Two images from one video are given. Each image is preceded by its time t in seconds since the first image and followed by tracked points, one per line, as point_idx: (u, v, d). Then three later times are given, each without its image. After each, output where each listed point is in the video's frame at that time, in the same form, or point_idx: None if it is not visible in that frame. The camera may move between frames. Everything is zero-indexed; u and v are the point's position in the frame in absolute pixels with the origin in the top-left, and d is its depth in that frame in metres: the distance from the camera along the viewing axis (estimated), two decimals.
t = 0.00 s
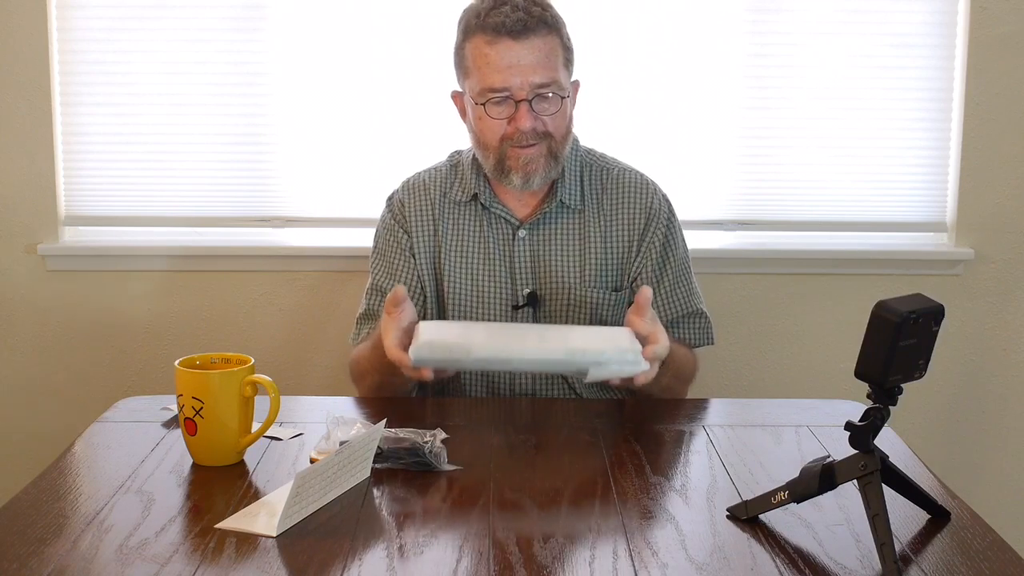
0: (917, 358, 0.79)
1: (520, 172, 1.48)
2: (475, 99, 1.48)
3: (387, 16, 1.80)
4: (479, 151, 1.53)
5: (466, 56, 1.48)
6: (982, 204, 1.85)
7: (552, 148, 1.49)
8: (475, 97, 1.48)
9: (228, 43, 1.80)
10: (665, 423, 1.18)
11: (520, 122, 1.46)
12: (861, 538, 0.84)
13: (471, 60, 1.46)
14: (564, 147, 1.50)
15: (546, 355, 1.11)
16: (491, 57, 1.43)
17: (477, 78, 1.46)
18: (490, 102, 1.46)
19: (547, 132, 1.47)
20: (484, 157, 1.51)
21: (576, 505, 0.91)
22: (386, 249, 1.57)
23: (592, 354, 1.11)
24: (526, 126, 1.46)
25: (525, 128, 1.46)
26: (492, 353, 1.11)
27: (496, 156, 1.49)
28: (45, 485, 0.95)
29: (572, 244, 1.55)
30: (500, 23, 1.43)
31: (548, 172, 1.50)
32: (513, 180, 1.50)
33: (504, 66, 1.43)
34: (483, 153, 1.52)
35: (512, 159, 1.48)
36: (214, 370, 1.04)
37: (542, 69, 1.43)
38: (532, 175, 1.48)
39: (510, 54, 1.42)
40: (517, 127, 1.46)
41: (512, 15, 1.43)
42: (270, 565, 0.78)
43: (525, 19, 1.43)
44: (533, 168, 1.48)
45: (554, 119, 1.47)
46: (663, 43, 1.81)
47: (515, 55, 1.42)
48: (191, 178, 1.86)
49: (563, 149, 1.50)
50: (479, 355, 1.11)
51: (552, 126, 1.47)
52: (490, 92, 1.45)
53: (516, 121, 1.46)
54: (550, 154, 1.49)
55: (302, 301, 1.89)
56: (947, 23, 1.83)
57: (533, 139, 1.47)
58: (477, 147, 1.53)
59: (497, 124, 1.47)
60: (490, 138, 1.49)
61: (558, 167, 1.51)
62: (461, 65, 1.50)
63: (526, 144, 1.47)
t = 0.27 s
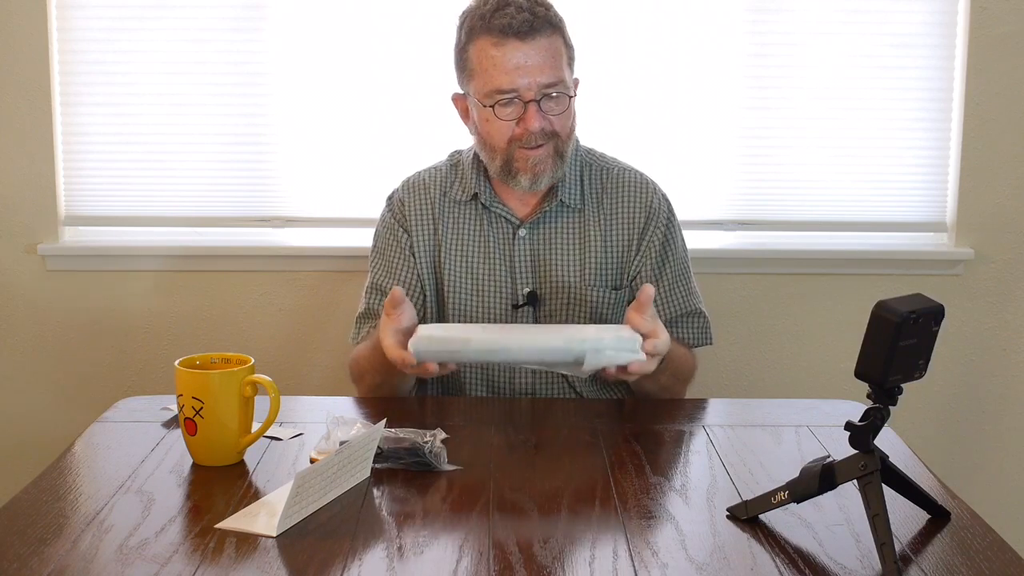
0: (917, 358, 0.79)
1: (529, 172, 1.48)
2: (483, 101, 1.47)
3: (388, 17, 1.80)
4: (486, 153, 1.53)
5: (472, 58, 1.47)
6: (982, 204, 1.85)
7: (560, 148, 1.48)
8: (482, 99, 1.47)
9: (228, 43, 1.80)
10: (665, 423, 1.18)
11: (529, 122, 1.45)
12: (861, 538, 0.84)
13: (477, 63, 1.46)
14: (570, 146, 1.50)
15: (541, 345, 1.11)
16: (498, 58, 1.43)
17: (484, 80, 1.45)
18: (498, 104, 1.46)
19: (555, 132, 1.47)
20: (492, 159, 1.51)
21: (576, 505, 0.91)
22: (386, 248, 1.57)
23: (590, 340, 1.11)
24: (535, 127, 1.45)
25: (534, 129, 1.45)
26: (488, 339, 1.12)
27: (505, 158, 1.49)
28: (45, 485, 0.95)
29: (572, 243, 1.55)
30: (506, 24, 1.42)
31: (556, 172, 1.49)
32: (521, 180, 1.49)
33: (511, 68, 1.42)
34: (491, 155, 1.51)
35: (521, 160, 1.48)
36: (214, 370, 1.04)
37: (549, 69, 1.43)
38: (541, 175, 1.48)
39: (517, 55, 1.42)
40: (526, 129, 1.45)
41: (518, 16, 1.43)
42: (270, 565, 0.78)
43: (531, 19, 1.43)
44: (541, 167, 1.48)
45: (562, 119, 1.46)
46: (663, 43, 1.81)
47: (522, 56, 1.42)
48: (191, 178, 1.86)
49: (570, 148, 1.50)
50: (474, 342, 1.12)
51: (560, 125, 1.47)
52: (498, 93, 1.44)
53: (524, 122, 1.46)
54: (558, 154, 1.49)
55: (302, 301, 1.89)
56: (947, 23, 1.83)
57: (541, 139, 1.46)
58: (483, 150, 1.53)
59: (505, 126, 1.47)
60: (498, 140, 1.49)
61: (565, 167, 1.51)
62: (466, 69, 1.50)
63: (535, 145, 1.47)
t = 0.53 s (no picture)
0: (917, 358, 0.79)
1: (529, 173, 1.48)
2: (483, 103, 1.47)
3: (388, 17, 1.80)
4: (487, 154, 1.53)
5: (472, 59, 1.47)
6: (982, 204, 1.85)
7: (561, 149, 1.48)
8: (483, 100, 1.47)
9: (228, 43, 1.80)
10: (665, 422, 1.18)
11: (529, 124, 1.45)
12: (861, 538, 0.84)
13: (478, 64, 1.46)
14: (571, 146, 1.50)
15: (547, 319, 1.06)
16: (498, 60, 1.43)
17: (484, 81, 1.45)
18: (499, 105, 1.46)
19: (556, 133, 1.47)
20: (493, 160, 1.51)
21: (575, 505, 0.91)
22: (386, 248, 1.56)
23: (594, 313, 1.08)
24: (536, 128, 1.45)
25: (535, 130, 1.45)
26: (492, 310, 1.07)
27: (506, 159, 1.49)
28: (45, 485, 0.95)
29: (572, 242, 1.55)
30: (506, 25, 1.42)
31: (557, 173, 1.50)
32: (522, 181, 1.49)
33: (512, 69, 1.43)
34: (492, 156, 1.51)
35: (522, 161, 1.48)
36: (214, 370, 1.04)
37: (549, 70, 1.43)
38: (542, 176, 1.48)
39: (518, 55, 1.42)
40: (527, 130, 1.45)
41: (518, 17, 1.43)
42: (270, 565, 0.78)
43: (531, 20, 1.42)
44: (542, 168, 1.48)
45: (562, 119, 1.46)
46: (663, 43, 1.81)
47: (523, 58, 1.42)
48: (191, 178, 1.86)
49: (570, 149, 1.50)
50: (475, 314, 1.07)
51: (561, 126, 1.47)
52: (498, 94, 1.44)
53: (525, 123, 1.45)
54: (559, 154, 1.49)
55: (302, 301, 1.89)
56: (947, 23, 1.83)
57: (542, 140, 1.46)
58: (484, 151, 1.53)
59: (506, 127, 1.47)
60: (499, 141, 1.49)
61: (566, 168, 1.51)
62: (466, 70, 1.50)
63: (536, 146, 1.47)
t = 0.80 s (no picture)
0: (917, 358, 0.79)
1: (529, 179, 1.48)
2: (483, 109, 1.47)
3: (388, 17, 1.80)
4: (487, 160, 1.53)
5: (472, 65, 1.47)
6: (982, 204, 1.85)
7: (561, 155, 1.48)
8: (482, 106, 1.47)
9: (228, 43, 1.80)
10: (665, 422, 1.18)
11: (529, 130, 1.45)
12: (861, 538, 0.84)
13: (477, 69, 1.46)
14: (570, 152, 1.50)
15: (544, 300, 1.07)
16: (498, 65, 1.43)
17: (484, 88, 1.45)
18: (498, 111, 1.45)
19: (556, 140, 1.47)
20: (493, 165, 1.51)
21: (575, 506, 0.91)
22: (385, 249, 1.56)
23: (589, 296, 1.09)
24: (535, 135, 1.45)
25: (534, 136, 1.45)
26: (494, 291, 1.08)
27: (506, 165, 1.49)
28: (45, 485, 0.95)
29: (571, 242, 1.55)
30: (506, 31, 1.42)
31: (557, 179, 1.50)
32: (522, 187, 1.50)
33: (512, 75, 1.42)
34: (492, 162, 1.51)
35: (522, 167, 1.48)
36: (214, 370, 1.04)
37: (549, 76, 1.43)
38: (542, 182, 1.49)
39: (517, 62, 1.42)
40: (527, 136, 1.45)
41: (518, 23, 1.43)
42: (270, 565, 0.78)
43: (531, 26, 1.42)
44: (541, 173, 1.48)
45: (562, 126, 1.46)
46: (663, 43, 1.81)
47: (523, 64, 1.42)
48: (191, 178, 1.86)
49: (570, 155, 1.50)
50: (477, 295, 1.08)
51: (560, 133, 1.47)
52: (498, 101, 1.44)
53: (524, 130, 1.45)
54: (558, 161, 1.49)
55: (302, 302, 1.89)
56: (947, 23, 1.83)
57: (541, 147, 1.46)
58: (483, 156, 1.53)
59: (506, 133, 1.47)
60: (499, 147, 1.49)
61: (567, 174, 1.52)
62: (466, 76, 1.50)
63: (536, 153, 1.47)
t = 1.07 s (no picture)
0: (917, 358, 0.79)
1: (522, 178, 1.49)
2: (478, 106, 1.47)
3: (388, 17, 1.80)
4: (481, 156, 1.53)
5: (469, 62, 1.47)
6: (982, 204, 1.85)
7: (555, 155, 1.49)
8: (478, 104, 1.47)
9: (228, 43, 1.80)
10: (665, 422, 1.18)
11: (523, 130, 1.45)
12: (861, 538, 0.84)
13: (474, 67, 1.46)
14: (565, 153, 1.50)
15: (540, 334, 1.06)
16: (495, 64, 1.43)
17: (479, 85, 1.45)
18: (493, 110, 1.45)
19: (550, 140, 1.47)
20: (487, 162, 1.51)
21: (575, 505, 0.91)
22: (385, 249, 1.56)
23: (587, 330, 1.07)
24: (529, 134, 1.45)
25: (528, 136, 1.45)
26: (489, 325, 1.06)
27: (499, 163, 1.49)
28: (45, 485, 0.95)
29: (571, 242, 1.55)
30: (503, 31, 1.42)
31: (550, 178, 1.50)
32: (515, 186, 1.50)
33: (508, 74, 1.42)
34: (486, 159, 1.51)
35: (515, 165, 1.48)
36: (214, 370, 1.04)
37: (545, 77, 1.43)
38: (535, 181, 1.49)
39: (514, 62, 1.42)
40: (520, 136, 1.45)
41: (516, 22, 1.43)
42: (270, 565, 0.78)
43: (529, 26, 1.42)
44: (535, 173, 1.48)
45: (556, 127, 1.47)
46: (663, 43, 1.81)
47: (519, 64, 1.42)
48: (191, 178, 1.86)
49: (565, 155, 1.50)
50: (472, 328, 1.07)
51: (554, 133, 1.47)
52: (493, 99, 1.44)
53: (519, 129, 1.46)
54: (552, 161, 1.49)
55: (302, 301, 1.89)
56: (947, 23, 1.83)
57: (535, 146, 1.47)
58: (478, 153, 1.53)
59: (500, 131, 1.47)
60: (493, 145, 1.49)
61: (562, 173, 1.52)
62: (462, 72, 1.50)
63: (529, 152, 1.47)
